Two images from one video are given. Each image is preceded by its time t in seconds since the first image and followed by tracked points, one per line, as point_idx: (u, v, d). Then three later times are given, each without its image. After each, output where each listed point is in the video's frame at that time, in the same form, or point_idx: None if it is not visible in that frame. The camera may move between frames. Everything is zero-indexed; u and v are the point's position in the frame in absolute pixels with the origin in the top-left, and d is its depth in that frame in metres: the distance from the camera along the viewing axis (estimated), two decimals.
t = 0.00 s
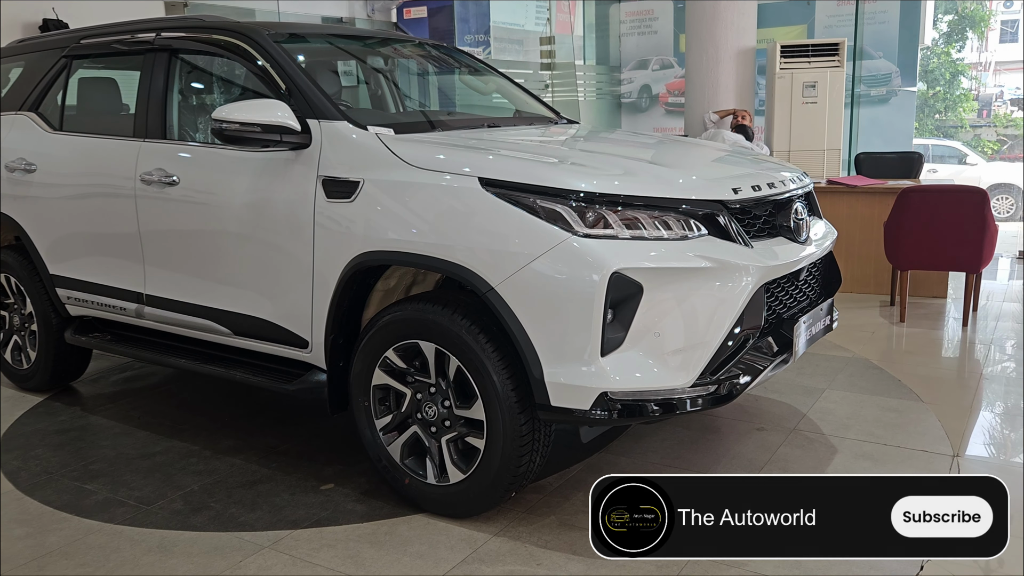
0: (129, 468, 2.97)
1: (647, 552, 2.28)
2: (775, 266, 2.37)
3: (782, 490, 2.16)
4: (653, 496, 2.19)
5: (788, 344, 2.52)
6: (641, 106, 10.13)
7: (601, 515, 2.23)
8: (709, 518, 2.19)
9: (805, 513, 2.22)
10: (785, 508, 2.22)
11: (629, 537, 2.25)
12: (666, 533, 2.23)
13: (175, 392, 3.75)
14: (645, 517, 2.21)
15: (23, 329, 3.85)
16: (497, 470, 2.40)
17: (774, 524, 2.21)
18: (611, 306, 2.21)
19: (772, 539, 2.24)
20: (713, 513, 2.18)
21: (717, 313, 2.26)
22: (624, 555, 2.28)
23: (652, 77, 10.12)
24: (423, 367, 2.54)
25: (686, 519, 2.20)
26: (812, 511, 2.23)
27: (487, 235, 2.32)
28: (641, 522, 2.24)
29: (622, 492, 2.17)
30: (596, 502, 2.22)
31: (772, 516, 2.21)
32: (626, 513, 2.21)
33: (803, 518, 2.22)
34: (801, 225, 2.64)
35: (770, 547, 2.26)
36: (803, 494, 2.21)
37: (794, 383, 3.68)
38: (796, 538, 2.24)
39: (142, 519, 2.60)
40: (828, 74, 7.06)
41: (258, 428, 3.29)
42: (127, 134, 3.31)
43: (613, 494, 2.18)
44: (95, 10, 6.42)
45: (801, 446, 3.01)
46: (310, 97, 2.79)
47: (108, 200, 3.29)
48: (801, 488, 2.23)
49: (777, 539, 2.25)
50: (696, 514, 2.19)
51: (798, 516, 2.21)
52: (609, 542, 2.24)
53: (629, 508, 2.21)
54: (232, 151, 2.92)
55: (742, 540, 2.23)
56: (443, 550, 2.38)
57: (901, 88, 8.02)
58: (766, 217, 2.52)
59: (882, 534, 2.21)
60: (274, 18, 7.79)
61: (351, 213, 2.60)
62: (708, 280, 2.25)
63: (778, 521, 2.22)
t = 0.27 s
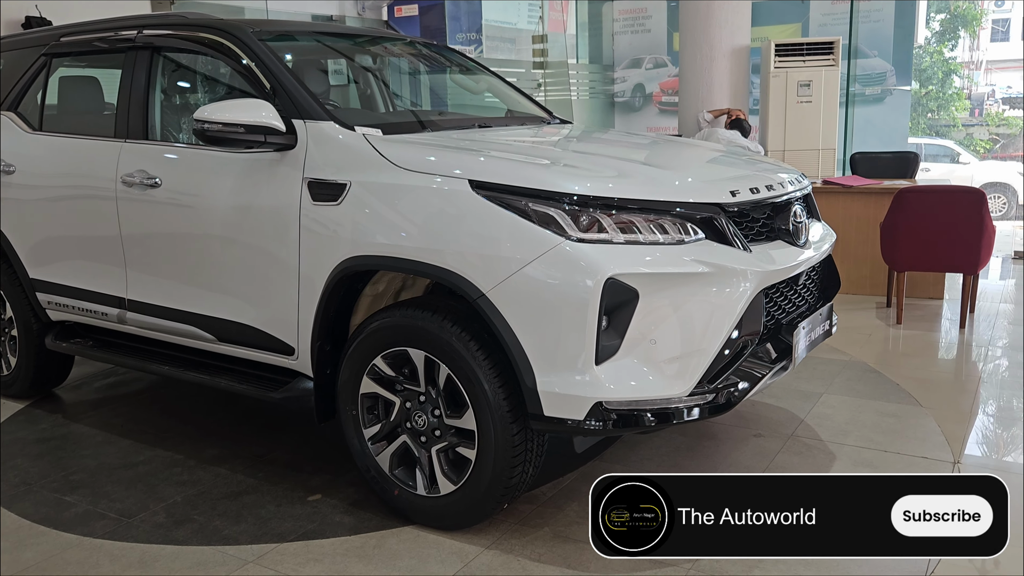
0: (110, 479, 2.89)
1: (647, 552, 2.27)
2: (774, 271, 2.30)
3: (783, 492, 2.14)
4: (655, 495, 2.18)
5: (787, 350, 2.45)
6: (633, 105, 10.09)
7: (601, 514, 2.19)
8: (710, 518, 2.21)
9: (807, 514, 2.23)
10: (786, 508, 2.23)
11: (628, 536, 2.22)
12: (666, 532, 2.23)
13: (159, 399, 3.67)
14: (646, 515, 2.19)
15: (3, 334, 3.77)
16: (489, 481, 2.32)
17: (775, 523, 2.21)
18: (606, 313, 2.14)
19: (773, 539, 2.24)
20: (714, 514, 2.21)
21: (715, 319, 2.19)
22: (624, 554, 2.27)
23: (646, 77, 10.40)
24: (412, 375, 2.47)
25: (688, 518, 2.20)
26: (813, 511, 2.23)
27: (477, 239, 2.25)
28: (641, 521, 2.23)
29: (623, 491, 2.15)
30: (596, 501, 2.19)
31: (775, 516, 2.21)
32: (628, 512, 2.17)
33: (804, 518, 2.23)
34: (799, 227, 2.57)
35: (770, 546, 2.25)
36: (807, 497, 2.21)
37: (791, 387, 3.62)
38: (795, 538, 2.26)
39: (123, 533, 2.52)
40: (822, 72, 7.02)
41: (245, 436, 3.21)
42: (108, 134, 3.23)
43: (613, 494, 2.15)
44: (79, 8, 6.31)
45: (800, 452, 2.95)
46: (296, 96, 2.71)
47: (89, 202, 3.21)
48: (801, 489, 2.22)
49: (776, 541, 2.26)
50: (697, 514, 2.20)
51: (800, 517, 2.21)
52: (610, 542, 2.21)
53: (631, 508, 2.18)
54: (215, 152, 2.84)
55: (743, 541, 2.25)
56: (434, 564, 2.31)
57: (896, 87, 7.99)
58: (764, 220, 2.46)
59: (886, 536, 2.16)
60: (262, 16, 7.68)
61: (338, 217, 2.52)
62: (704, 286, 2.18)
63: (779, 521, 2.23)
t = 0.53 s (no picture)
0: (88, 491, 2.80)
1: (647, 552, 2.32)
2: (772, 276, 2.24)
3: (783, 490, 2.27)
4: (653, 496, 2.24)
5: (786, 356, 2.39)
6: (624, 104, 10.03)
7: (601, 515, 2.24)
8: (709, 517, 2.31)
9: (804, 513, 2.32)
10: (784, 507, 2.32)
11: (628, 537, 2.28)
12: (665, 531, 2.29)
13: (141, 406, 3.58)
14: (645, 515, 2.25)
15: None
16: (479, 494, 2.25)
17: (774, 523, 2.31)
18: (600, 321, 2.07)
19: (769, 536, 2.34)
20: (713, 513, 2.31)
21: (712, 326, 2.12)
22: (624, 554, 2.31)
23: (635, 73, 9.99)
24: (400, 384, 2.39)
25: (688, 518, 2.27)
26: (812, 511, 2.32)
27: (466, 244, 2.18)
28: (641, 521, 2.28)
29: (623, 492, 2.20)
30: (596, 502, 2.24)
31: (771, 515, 2.31)
32: (628, 513, 2.23)
33: (802, 517, 2.32)
34: (797, 231, 2.51)
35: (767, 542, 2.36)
36: (800, 493, 2.32)
37: (786, 391, 3.57)
38: (791, 537, 2.33)
39: (100, 549, 2.43)
40: (815, 70, 6.97)
41: (228, 445, 3.13)
42: (86, 135, 3.13)
43: (614, 494, 2.20)
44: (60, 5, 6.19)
45: (797, 459, 2.89)
46: (278, 96, 2.62)
47: (66, 205, 3.11)
48: (800, 489, 2.33)
49: (771, 538, 2.35)
50: (697, 514, 2.28)
51: (798, 516, 2.30)
52: (610, 543, 2.25)
53: (630, 508, 2.24)
54: (195, 153, 2.75)
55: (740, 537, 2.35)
56: None
57: (889, 85, 7.95)
58: (761, 223, 2.39)
59: (884, 534, 2.25)
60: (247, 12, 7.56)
61: (322, 221, 2.44)
62: (701, 292, 2.12)
63: (777, 520, 2.33)
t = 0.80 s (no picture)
0: (63, 500, 2.71)
1: (647, 552, 2.28)
2: (767, 275, 2.18)
3: (784, 493, 2.09)
4: (655, 497, 2.18)
5: (781, 357, 2.32)
6: (614, 101, 9.94)
7: (601, 515, 2.18)
8: (709, 518, 2.21)
9: (806, 513, 2.18)
10: (784, 507, 2.18)
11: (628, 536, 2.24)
12: (665, 531, 2.24)
13: (121, 411, 3.48)
14: (645, 515, 2.20)
15: None
16: (466, 502, 2.18)
17: (774, 523, 2.19)
18: (590, 323, 2.00)
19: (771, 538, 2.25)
20: (714, 513, 2.21)
21: (706, 328, 2.06)
22: (624, 553, 2.29)
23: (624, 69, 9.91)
24: (384, 388, 2.31)
25: (689, 519, 2.20)
26: (812, 511, 2.18)
27: (451, 244, 2.10)
28: (640, 521, 2.22)
29: (622, 492, 2.11)
30: (597, 502, 2.18)
31: (773, 517, 2.19)
32: (629, 514, 2.16)
33: (804, 517, 2.20)
34: (792, 228, 2.45)
35: (769, 542, 2.27)
36: (821, 502, 2.17)
37: (780, 391, 3.51)
38: (792, 538, 2.26)
39: (73, 561, 2.34)
40: (805, 66, 6.92)
41: (210, 451, 3.04)
42: (61, 133, 3.04)
43: (613, 494, 2.12)
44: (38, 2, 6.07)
45: (792, 461, 2.83)
46: (257, 92, 2.53)
47: (40, 205, 3.02)
48: (801, 488, 2.19)
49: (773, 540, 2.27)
50: (698, 515, 2.19)
51: (799, 516, 2.16)
52: (610, 543, 2.21)
53: (632, 509, 2.17)
54: (172, 152, 2.66)
55: (741, 537, 2.28)
56: None
57: (879, 81, 8.15)
58: (755, 221, 2.33)
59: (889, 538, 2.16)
60: (231, 8, 7.42)
61: (302, 221, 2.36)
62: (694, 292, 2.05)
63: (777, 520, 2.21)
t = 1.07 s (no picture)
0: (45, 508, 2.65)
1: (647, 553, 2.31)
2: (765, 276, 2.11)
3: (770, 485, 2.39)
4: (652, 496, 2.27)
5: (779, 360, 2.26)
6: (612, 97, 10.14)
7: (601, 515, 2.24)
8: (708, 517, 2.36)
9: (805, 513, 2.37)
10: (784, 507, 2.37)
11: (628, 537, 2.28)
12: (666, 532, 2.30)
13: (109, 415, 3.42)
14: (645, 516, 2.26)
15: None
16: (455, 511, 2.12)
17: (774, 523, 2.35)
18: (582, 326, 1.94)
19: (771, 536, 2.35)
20: (713, 513, 2.36)
21: (702, 332, 1.99)
22: (624, 554, 2.30)
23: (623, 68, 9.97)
24: (371, 394, 2.25)
25: (688, 518, 2.31)
26: (812, 511, 2.37)
27: (439, 245, 2.04)
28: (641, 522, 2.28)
29: (623, 491, 2.22)
30: (596, 502, 2.25)
31: (772, 515, 2.37)
32: (628, 512, 2.24)
33: (803, 518, 2.36)
34: (791, 228, 2.38)
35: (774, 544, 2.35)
36: (800, 493, 2.41)
37: (779, 393, 3.45)
38: (790, 536, 2.34)
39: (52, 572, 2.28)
40: (806, 62, 6.84)
41: (197, 457, 2.99)
42: (44, 133, 2.98)
43: (615, 493, 2.23)
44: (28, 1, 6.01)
45: (791, 466, 2.77)
46: (241, 89, 2.46)
47: (22, 206, 2.96)
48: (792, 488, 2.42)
49: (773, 539, 2.36)
50: (696, 514, 2.33)
51: (798, 516, 2.35)
52: (610, 542, 2.25)
53: (630, 508, 2.24)
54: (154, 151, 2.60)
55: (740, 536, 2.36)
56: None
57: (880, 77, 7.99)
58: (753, 221, 2.26)
59: (885, 535, 2.29)
60: (225, 5, 7.35)
61: (286, 221, 2.30)
62: (690, 294, 1.99)
63: (777, 520, 2.37)
